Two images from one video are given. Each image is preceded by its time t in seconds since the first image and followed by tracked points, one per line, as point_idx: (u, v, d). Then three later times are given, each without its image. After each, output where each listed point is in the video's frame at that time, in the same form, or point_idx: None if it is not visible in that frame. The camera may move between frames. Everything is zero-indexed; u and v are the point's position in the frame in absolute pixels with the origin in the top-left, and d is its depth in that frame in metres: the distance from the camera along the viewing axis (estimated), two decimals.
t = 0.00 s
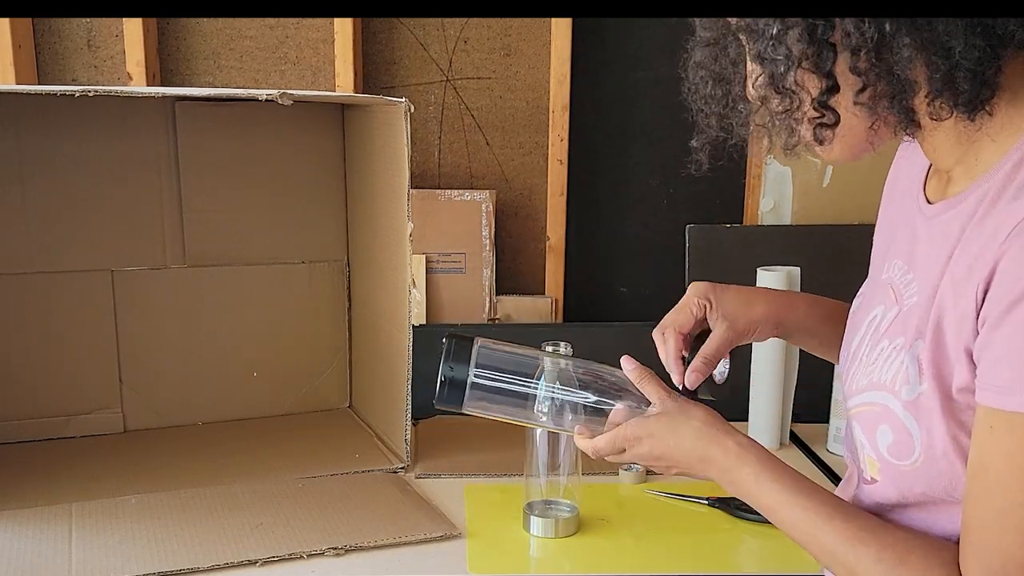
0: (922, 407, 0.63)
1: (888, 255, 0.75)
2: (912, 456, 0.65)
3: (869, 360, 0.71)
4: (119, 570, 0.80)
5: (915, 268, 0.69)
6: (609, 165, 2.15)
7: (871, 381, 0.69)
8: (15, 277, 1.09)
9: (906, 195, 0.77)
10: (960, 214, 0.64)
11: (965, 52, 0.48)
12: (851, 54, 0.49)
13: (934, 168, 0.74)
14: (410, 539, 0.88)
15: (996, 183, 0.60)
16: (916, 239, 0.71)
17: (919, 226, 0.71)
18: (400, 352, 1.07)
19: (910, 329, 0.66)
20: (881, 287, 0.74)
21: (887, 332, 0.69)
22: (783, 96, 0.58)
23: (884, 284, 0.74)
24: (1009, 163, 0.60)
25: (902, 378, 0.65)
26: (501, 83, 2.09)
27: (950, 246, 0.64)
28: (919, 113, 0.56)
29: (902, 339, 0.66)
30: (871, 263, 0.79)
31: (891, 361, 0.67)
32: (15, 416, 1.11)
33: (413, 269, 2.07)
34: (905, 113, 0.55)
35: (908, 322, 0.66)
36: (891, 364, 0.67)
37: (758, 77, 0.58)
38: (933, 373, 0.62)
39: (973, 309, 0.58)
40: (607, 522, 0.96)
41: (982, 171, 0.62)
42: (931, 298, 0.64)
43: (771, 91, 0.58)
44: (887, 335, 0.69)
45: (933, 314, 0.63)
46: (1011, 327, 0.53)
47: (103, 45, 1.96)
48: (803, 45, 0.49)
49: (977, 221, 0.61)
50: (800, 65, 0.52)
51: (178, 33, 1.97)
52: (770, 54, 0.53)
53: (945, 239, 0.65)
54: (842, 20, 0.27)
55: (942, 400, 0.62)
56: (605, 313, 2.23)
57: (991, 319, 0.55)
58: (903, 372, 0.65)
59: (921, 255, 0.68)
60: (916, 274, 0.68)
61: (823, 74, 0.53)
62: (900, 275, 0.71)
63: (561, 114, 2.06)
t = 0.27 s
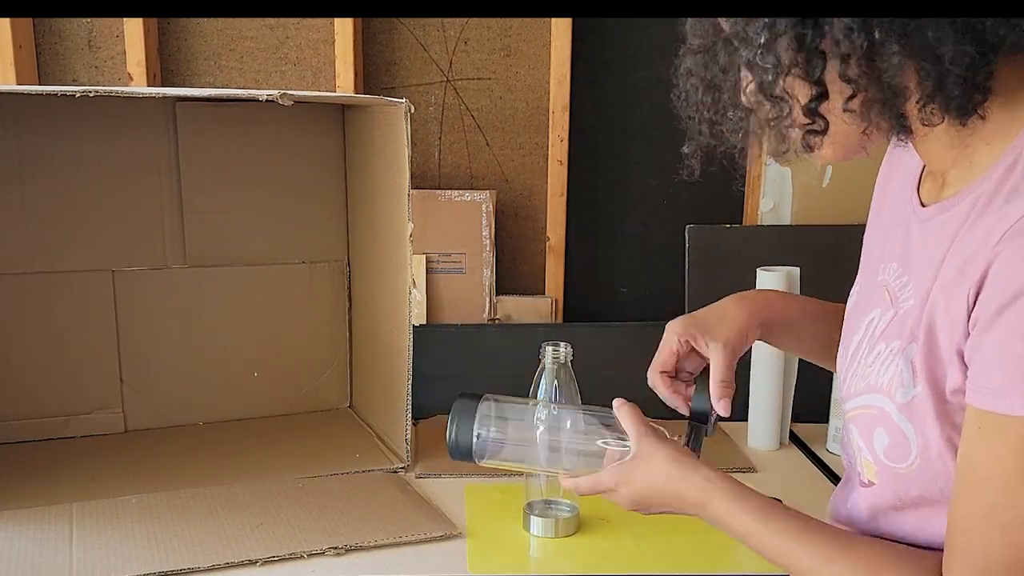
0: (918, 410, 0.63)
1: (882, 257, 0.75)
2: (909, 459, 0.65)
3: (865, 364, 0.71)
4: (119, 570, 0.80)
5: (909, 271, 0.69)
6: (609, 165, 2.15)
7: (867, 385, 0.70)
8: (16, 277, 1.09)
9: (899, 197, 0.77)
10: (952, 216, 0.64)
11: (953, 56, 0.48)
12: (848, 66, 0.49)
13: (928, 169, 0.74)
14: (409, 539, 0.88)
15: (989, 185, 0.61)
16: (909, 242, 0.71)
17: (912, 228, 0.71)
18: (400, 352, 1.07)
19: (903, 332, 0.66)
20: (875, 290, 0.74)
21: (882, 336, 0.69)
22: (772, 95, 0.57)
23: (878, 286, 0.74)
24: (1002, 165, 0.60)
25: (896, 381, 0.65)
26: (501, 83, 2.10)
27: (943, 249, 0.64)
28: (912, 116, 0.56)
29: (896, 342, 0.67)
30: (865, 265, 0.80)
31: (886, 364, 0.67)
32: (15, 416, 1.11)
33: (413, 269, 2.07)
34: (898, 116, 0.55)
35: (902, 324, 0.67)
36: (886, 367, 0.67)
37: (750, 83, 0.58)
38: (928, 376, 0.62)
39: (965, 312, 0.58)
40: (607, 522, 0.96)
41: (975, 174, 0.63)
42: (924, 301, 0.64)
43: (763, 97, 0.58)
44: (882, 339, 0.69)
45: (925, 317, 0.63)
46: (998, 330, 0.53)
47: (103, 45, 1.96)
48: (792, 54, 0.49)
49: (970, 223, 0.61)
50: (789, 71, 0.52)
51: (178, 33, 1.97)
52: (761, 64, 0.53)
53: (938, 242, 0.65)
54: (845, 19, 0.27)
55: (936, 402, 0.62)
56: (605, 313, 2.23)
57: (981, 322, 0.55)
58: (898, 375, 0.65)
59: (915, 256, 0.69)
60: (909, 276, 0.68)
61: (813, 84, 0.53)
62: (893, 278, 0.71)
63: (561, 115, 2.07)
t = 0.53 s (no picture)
0: (954, 410, 0.63)
1: (901, 258, 0.75)
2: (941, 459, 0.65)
3: (891, 364, 0.71)
4: (119, 570, 0.80)
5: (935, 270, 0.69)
6: (609, 163, 2.15)
7: (896, 385, 0.69)
8: (17, 277, 1.09)
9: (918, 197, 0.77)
10: (981, 214, 0.65)
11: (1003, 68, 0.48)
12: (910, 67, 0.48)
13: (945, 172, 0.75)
14: (409, 538, 0.88)
15: None
16: (932, 241, 0.71)
17: (934, 229, 0.71)
18: (400, 352, 1.07)
19: (936, 332, 0.65)
20: (895, 290, 0.74)
21: (909, 337, 0.69)
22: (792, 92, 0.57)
23: (900, 287, 0.74)
24: None
25: (931, 381, 0.65)
26: (501, 83, 2.10)
27: (975, 246, 0.64)
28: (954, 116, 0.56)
29: (927, 343, 0.66)
30: (879, 265, 0.79)
31: (917, 365, 0.67)
32: (15, 416, 1.11)
33: (413, 269, 2.08)
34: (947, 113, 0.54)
35: (932, 324, 0.66)
36: (917, 368, 0.67)
37: (781, 82, 0.56)
38: (966, 375, 0.62)
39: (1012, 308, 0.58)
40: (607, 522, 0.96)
41: (1006, 171, 0.63)
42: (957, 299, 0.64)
43: (797, 95, 0.57)
44: (908, 339, 0.69)
45: (961, 315, 0.63)
46: None
47: (103, 45, 1.97)
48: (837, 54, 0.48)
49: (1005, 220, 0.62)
50: (836, 71, 0.52)
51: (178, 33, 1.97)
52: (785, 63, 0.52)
53: (966, 240, 0.66)
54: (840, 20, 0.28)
55: (975, 403, 0.61)
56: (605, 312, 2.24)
57: None
58: (932, 375, 0.65)
59: (941, 256, 0.68)
60: (937, 276, 0.68)
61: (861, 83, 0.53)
62: (916, 278, 0.71)
63: (561, 115, 2.07)
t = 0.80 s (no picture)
0: (915, 410, 0.64)
1: (876, 264, 0.76)
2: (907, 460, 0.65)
3: (860, 370, 0.72)
4: (120, 570, 0.80)
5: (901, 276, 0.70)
6: (608, 163, 2.20)
7: (864, 390, 0.70)
8: (17, 276, 1.09)
9: (889, 205, 0.78)
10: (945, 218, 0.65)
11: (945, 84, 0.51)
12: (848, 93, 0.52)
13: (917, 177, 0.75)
14: (409, 539, 0.88)
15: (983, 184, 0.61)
16: (902, 247, 0.72)
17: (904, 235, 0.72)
18: (399, 352, 1.07)
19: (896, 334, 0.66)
20: (869, 297, 0.75)
21: (876, 342, 0.70)
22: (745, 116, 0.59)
23: (874, 294, 0.74)
24: (992, 165, 0.60)
25: (891, 383, 0.66)
26: (501, 84, 2.14)
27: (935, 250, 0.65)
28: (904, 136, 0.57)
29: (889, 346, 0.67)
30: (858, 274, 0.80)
31: (880, 368, 0.68)
32: (15, 416, 1.11)
33: (413, 268, 2.12)
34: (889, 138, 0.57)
35: (893, 328, 0.67)
36: (881, 370, 0.68)
37: (733, 106, 0.60)
38: (922, 375, 0.63)
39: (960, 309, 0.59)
40: (606, 521, 0.96)
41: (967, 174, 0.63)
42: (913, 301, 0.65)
43: (748, 120, 0.60)
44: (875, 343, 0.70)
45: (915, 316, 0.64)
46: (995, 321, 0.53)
47: (104, 46, 1.97)
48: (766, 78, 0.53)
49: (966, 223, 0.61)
50: (776, 97, 0.55)
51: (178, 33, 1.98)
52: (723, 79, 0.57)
53: (931, 244, 0.66)
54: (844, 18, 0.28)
55: (932, 400, 0.62)
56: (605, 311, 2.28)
57: (976, 314, 0.56)
58: (891, 377, 0.66)
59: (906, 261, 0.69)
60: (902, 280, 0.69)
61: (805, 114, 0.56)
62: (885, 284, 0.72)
63: (561, 115, 2.13)
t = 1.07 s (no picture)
0: (943, 395, 0.63)
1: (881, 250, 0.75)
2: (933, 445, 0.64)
3: (878, 354, 0.70)
4: (120, 570, 0.80)
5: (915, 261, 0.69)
6: (609, 163, 2.23)
7: (884, 375, 0.69)
8: (17, 276, 1.09)
9: (892, 189, 0.77)
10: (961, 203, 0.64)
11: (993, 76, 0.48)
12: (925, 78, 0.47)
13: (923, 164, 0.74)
14: (409, 538, 0.88)
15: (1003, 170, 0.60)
16: (911, 234, 0.71)
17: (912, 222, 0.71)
18: (400, 352, 1.07)
19: (922, 318, 0.65)
20: (876, 281, 0.74)
21: (895, 327, 0.69)
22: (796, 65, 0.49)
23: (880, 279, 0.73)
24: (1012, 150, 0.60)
25: (919, 368, 0.65)
26: (501, 84, 2.17)
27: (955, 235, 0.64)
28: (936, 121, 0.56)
29: (913, 331, 0.66)
30: (856, 258, 0.79)
31: (904, 353, 0.66)
32: (14, 415, 1.11)
33: (414, 268, 2.18)
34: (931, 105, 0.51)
35: (917, 312, 0.66)
36: (905, 356, 0.66)
37: (765, 69, 0.51)
38: (952, 361, 0.62)
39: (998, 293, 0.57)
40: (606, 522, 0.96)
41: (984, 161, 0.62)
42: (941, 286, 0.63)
43: (779, 74, 0.51)
44: (894, 328, 0.69)
45: (948, 300, 0.62)
46: None
47: (104, 46, 1.99)
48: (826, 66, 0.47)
49: (989, 210, 0.61)
50: (838, 58, 0.45)
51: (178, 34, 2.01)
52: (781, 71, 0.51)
53: (945, 230, 0.65)
54: (826, 21, 0.29)
55: (964, 387, 0.61)
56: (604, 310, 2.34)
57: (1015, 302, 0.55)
58: (919, 362, 0.65)
59: (921, 247, 0.68)
60: (918, 265, 0.68)
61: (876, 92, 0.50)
62: (898, 268, 0.71)
63: (561, 115, 2.16)
